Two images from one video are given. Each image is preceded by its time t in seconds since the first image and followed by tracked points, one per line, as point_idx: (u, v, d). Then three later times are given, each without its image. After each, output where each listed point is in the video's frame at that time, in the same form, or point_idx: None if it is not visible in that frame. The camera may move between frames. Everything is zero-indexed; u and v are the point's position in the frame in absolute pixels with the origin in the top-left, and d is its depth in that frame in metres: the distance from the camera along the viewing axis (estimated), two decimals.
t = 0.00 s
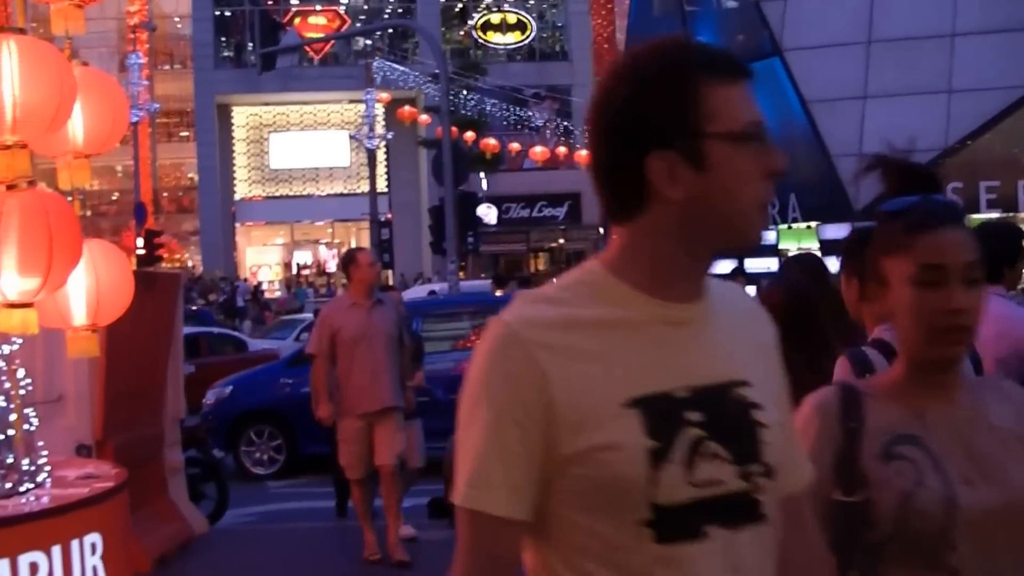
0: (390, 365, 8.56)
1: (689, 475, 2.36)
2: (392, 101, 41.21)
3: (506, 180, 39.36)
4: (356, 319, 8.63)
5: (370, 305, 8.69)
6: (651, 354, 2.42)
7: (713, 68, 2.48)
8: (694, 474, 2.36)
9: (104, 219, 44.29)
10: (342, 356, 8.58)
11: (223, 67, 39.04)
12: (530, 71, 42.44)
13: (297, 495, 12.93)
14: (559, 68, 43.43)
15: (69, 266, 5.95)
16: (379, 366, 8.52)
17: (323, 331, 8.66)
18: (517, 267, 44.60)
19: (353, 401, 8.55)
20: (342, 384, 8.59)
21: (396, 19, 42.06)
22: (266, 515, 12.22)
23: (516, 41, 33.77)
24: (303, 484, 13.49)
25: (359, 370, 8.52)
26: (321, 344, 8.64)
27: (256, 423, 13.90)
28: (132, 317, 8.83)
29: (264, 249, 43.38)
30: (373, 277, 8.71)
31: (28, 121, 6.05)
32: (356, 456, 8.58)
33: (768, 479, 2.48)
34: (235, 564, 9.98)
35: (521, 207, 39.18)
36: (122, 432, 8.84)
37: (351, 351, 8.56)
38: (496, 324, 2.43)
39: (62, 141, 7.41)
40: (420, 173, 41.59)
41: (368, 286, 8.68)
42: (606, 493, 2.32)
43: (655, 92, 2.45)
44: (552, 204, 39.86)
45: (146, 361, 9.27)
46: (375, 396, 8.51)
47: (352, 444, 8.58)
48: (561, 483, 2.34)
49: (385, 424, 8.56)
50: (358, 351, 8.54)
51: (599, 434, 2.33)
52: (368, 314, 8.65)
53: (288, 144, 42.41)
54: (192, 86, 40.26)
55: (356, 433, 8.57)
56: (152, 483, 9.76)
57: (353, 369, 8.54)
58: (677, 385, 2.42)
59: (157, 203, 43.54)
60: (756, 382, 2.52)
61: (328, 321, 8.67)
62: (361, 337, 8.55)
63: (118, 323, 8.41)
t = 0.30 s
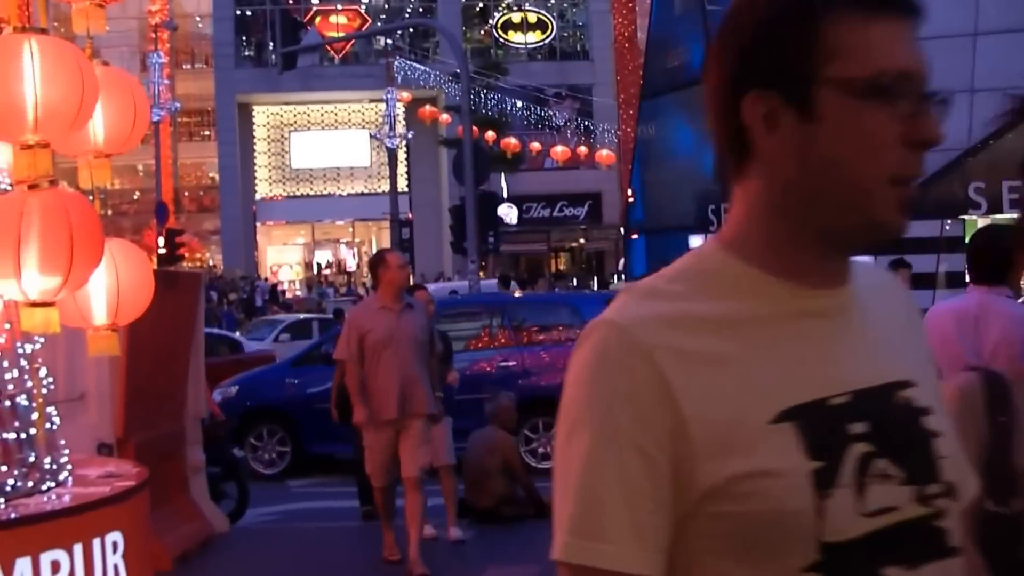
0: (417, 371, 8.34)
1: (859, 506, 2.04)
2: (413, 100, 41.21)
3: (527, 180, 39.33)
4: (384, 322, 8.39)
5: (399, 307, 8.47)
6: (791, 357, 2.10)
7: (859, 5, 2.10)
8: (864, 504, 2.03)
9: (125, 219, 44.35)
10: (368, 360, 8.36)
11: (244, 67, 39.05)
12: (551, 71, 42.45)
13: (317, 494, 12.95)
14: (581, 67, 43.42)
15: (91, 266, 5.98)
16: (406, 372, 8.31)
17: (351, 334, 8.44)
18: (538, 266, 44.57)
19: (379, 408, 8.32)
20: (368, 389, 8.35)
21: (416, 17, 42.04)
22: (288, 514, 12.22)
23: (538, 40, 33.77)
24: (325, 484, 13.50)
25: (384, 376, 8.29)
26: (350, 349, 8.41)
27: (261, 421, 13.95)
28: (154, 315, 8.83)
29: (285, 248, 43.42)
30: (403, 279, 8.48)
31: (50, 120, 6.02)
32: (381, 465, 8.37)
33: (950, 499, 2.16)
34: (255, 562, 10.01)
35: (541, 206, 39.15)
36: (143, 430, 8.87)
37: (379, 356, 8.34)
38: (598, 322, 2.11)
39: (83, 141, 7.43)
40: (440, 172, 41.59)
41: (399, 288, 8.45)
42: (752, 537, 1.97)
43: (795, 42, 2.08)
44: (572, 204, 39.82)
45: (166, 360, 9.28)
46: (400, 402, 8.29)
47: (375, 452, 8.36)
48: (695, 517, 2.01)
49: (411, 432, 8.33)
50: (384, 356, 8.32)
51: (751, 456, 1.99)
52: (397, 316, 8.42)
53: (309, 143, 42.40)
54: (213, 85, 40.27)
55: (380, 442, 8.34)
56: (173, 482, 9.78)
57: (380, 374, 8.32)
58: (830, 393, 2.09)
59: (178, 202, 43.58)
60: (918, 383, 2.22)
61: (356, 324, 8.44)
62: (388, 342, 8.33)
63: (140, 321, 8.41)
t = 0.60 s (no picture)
0: (438, 372, 8.28)
1: None
2: (430, 103, 41.26)
3: (544, 182, 39.27)
4: (406, 321, 8.34)
5: (424, 308, 8.40)
6: None
7: None
8: None
9: (143, 222, 44.41)
10: (390, 361, 8.32)
11: (261, 69, 39.10)
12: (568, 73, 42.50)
13: (335, 497, 12.96)
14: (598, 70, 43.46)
15: (107, 269, 5.95)
16: (428, 372, 8.25)
17: (373, 335, 8.39)
18: (555, 269, 44.48)
19: (399, 409, 8.26)
20: (390, 390, 8.31)
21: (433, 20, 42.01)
22: (304, 517, 12.20)
23: (554, 43, 33.83)
24: (342, 487, 13.52)
25: (405, 377, 8.25)
26: (372, 349, 8.37)
27: (261, 424, 13.96)
28: (171, 317, 8.84)
29: (302, 251, 43.49)
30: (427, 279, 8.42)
31: (67, 124, 6.02)
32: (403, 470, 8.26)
33: None
34: (273, 565, 10.01)
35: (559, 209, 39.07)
36: (160, 432, 8.88)
37: (401, 356, 8.29)
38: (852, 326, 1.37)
39: (101, 144, 7.42)
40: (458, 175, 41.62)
41: (423, 288, 8.39)
42: None
43: None
44: (588, 206, 39.74)
45: (184, 363, 9.29)
46: (422, 404, 8.22)
47: (395, 454, 8.25)
48: None
49: (433, 434, 8.27)
50: (405, 355, 8.28)
51: None
52: (420, 317, 8.36)
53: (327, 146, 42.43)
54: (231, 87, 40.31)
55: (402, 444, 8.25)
56: (190, 484, 9.78)
57: (401, 375, 8.28)
58: None
59: (196, 205, 43.67)
60: None
61: (379, 324, 8.39)
62: (409, 342, 8.28)
63: (159, 323, 8.41)
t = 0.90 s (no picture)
0: (444, 385, 8.24)
1: None
2: (435, 106, 41.28)
3: (548, 186, 39.28)
4: (411, 332, 8.29)
5: (428, 317, 8.33)
6: None
7: None
8: None
9: (147, 225, 44.42)
10: (396, 372, 8.28)
11: (266, 73, 39.11)
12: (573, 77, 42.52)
13: (338, 501, 12.97)
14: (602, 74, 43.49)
15: (111, 272, 5.91)
16: (434, 386, 8.22)
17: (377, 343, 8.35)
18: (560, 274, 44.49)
19: (406, 421, 8.24)
20: (396, 403, 8.28)
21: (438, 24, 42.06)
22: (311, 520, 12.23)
23: (559, 46, 33.85)
24: (346, 491, 13.54)
25: (410, 389, 8.22)
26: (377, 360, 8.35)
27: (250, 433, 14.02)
28: (176, 320, 8.83)
29: (307, 254, 43.54)
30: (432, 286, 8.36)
31: (71, 127, 6.00)
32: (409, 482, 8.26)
33: None
34: (277, 568, 10.01)
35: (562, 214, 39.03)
36: (165, 436, 8.89)
37: (405, 367, 8.25)
38: None
39: (104, 148, 7.43)
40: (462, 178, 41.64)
41: (427, 296, 8.32)
42: None
43: None
44: (593, 211, 39.72)
45: (189, 366, 9.30)
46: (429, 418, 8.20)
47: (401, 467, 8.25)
48: None
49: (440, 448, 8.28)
50: (410, 368, 8.25)
51: None
52: (424, 327, 8.30)
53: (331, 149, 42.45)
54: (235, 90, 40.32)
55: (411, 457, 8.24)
56: (194, 488, 9.78)
57: (409, 385, 8.24)
58: None
59: (200, 208, 43.70)
60: None
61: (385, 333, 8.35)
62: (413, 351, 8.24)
63: (163, 325, 8.41)
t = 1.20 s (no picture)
0: (431, 383, 7.93)
1: None
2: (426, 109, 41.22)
3: (540, 188, 39.25)
4: (394, 329, 7.99)
5: (412, 315, 8.04)
6: None
7: None
8: None
9: (139, 227, 44.38)
10: (379, 374, 7.95)
11: (258, 75, 39.01)
12: (565, 80, 42.46)
13: (329, 504, 12.95)
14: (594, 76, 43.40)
15: (99, 277, 5.91)
16: (420, 385, 7.89)
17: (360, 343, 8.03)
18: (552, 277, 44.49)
19: (394, 422, 7.91)
20: (382, 404, 7.96)
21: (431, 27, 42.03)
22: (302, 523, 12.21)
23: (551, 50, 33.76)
24: (337, 495, 13.52)
25: (395, 389, 7.91)
26: (359, 361, 8.01)
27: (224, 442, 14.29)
28: (167, 323, 8.81)
29: (298, 257, 43.50)
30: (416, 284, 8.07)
31: (60, 132, 6.00)
32: (396, 488, 7.91)
33: None
34: (269, 571, 9.98)
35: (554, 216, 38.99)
36: (157, 439, 8.88)
37: (390, 367, 7.94)
38: None
39: (94, 151, 7.42)
40: (453, 181, 41.60)
41: (411, 294, 8.04)
42: None
43: None
44: (585, 213, 39.70)
45: (180, 369, 9.29)
46: (416, 418, 7.87)
47: (388, 471, 7.91)
48: None
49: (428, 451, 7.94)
50: (394, 367, 7.93)
51: None
52: (409, 325, 8.00)
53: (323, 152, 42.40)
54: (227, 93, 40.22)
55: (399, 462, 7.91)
56: (186, 491, 9.77)
57: (395, 386, 7.92)
58: None
59: (192, 211, 43.61)
60: None
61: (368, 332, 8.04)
62: (397, 349, 7.93)
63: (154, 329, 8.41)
